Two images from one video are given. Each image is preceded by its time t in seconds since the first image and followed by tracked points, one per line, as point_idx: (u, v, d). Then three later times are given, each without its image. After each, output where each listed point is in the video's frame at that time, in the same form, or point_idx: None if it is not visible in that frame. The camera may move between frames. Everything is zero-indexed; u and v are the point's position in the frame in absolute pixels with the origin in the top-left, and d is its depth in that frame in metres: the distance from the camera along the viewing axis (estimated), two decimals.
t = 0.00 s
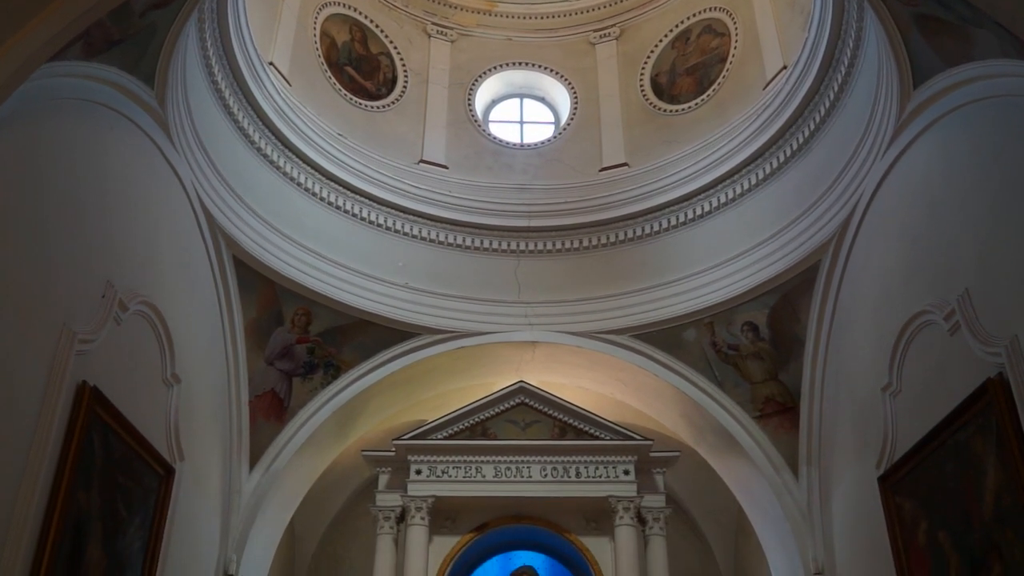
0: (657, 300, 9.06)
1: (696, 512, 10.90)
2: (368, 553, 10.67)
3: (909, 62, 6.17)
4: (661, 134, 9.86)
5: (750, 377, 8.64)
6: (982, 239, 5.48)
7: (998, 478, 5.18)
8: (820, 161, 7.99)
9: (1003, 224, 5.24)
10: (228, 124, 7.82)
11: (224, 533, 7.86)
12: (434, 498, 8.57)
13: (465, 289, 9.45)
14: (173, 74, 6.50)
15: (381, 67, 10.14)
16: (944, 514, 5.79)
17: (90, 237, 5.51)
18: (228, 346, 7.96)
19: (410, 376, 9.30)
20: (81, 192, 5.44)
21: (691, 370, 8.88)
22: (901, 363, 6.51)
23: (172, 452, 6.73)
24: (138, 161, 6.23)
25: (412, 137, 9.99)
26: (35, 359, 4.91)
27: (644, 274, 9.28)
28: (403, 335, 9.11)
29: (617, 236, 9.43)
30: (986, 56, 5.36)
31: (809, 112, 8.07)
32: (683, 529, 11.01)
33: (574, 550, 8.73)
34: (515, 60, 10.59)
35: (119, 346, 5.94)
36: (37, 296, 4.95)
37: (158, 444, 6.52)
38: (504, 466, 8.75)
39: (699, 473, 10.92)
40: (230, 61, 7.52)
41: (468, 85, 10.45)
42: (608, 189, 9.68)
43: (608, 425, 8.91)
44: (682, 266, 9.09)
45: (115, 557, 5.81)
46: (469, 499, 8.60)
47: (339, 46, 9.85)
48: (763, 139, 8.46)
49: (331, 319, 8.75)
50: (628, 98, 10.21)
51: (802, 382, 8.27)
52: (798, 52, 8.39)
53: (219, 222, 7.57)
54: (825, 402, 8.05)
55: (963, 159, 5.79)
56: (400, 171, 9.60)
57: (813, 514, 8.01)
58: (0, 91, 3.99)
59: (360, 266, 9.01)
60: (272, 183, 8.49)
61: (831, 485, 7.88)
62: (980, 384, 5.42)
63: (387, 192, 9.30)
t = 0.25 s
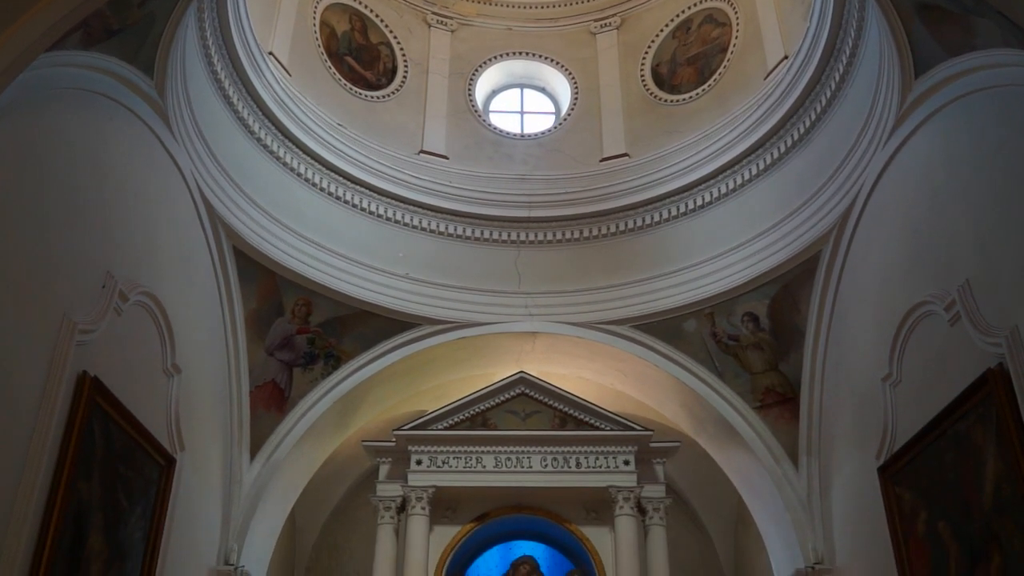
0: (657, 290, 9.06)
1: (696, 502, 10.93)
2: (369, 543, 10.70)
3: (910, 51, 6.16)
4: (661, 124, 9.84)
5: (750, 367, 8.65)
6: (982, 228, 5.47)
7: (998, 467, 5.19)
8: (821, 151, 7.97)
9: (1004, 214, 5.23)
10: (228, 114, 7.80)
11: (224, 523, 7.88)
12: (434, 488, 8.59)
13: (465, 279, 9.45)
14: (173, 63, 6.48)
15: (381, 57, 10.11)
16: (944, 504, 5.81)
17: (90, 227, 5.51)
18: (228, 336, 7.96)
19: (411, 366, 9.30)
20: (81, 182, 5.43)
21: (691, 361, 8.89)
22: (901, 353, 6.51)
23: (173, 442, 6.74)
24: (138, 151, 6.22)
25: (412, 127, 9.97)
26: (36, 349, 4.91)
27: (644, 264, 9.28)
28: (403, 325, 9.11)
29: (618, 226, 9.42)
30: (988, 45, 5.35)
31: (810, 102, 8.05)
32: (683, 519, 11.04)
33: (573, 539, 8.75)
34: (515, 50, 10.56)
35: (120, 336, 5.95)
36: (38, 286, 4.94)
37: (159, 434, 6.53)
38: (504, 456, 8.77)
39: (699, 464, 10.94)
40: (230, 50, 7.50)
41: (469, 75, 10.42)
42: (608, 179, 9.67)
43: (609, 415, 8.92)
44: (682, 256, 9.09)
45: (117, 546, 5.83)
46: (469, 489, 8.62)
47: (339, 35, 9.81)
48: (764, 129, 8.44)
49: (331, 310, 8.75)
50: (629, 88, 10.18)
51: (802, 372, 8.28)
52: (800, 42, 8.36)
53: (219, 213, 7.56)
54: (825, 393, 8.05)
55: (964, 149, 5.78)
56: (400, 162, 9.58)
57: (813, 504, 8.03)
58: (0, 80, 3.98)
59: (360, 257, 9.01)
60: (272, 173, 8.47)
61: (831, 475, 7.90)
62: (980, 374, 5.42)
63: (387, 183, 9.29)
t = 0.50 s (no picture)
0: (657, 280, 9.06)
1: (696, 491, 10.96)
2: (370, 531, 10.74)
3: (912, 40, 6.14)
4: (662, 113, 9.81)
5: (750, 357, 8.66)
6: (983, 218, 5.47)
7: (997, 456, 5.20)
8: (822, 140, 7.95)
9: (1004, 203, 5.22)
10: (228, 103, 7.79)
11: (226, 512, 7.90)
12: (435, 477, 8.61)
13: (465, 269, 9.45)
14: (172, 52, 6.46)
15: (381, 46, 10.08)
16: (943, 493, 5.82)
17: (90, 216, 5.51)
18: (229, 326, 7.97)
19: (411, 356, 9.31)
20: (81, 171, 5.43)
21: (691, 350, 8.90)
22: (901, 342, 6.51)
23: (173, 431, 6.75)
24: (138, 140, 6.21)
25: (412, 117, 9.95)
26: (36, 338, 4.91)
27: (644, 254, 9.27)
28: (403, 315, 9.12)
29: (618, 216, 9.41)
30: (990, 34, 5.33)
31: (811, 91, 8.02)
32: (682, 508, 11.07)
33: (573, 527, 8.77)
34: (515, 39, 10.52)
35: (120, 325, 5.95)
36: (38, 275, 4.95)
37: (160, 423, 6.54)
38: (504, 446, 8.79)
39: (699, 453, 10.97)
40: (229, 39, 7.47)
41: (469, 64, 10.38)
42: (609, 168, 9.65)
43: (609, 405, 8.93)
44: (682, 246, 9.08)
45: (119, 534, 5.85)
46: (469, 478, 8.65)
47: (339, 24, 9.75)
48: (765, 118, 8.42)
49: (331, 299, 8.75)
50: (630, 77, 10.16)
51: (802, 362, 8.28)
52: (801, 31, 8.32)
53: (219, 202, 7.56)
54: (825, 382, 8.06)
55: (965, 138, 5.76)
56: (400, 151, 9.56)
57: (812, 493, 8.05)
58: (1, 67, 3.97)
59: (360, 246, 9.00)
60: (272, 162, 8.46)
61: (830, 464, 7.92)
62: (980, 363, 5.42)
63: (387, 172, 9.27)
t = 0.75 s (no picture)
0: (657, 268, 9.06)
1: (696, 480, 10.99)
2: (371, 520, 10.78)
3: (913, 28, 6.12)
4: (663, 101, 9.78)
5: (750, 346, 8.66)
6: (984, 206, 5.45)
7: (997, 445, 5.20)
8: (823, 129, 7.93)
9: (1005, 191, 5.21)
10: (227, 92, 7.77)
11: (227, 500, 7.93)
12: (435, 466, 8.63)
13: (465, 258, 9.45)
14: (171, 39, 6.44)
15: (381, 34, 10.03)
16: (942, 481, 5.83)
17: (90, 205, 5.51)
18: (229, 315, 7.97)
19: (411, 344, 9.32)
20: (81, 159, 5.42)
21: (692, 339, 8.90)
22: (901, 331, 6.51)
23: (174, 420, 6.77)
24: (138, 128, 6.20)
25: (412, 105, 9.93)
26: (36, 326, 4.91)
27: (645, 243, 9.27)
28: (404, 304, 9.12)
29: (618, 205, 9.40)
30: (992, 21, 5.31)
31: (813, 79, 7.99)
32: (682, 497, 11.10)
33: (574, 516, 8.81)
34: (516, 27, 10.47)
35: (121, 314, 5.95)
36: (38, 263, 4.95)
37: (161, 411, 6.56)
38: (505, 434, 8.80)
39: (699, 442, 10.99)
40: (228, 27, 7.44)
41: (468, 52, 10.34)
42: (609, 157, 9.63)
43: (609, 393, 8.94)
44: (683, 235, 9.07)
45: (120, 523, 5.87)
46: (470, 466, 8.67)
47: (339, 12, 9.62)
48: (766, 106, 8.39)
49: (331, 288, 8.76)
50: (631, 65, 10.13)
51: (802, 351, 8.28)
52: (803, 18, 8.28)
53: (219, 190, 7.55)
54: (825, 371, 8.07)
55: (966, 127, 5.75)
56: (400, 139, 9.54)
57: (812, 482, 8.07)
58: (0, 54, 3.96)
59: (360, 235, 9.00)
60: (272, 151, 8.45)
61: (830, 452, 7.93)
62: (980, 352, 5.42)
63: (387, 161, 9.26)
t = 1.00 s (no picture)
0: (658, 258, 9.06)
1: (696, 468, 11.01)
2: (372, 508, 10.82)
3: (916, 16, 6.09)
4: (665, 90, 9.75)
5: (750, 335, 8.66)
6: (985, 195, 5.44)
7: (996, 434, 5.21)
8: (825, 118, 7.90)
9: (1007, 181, 5.20)
10: (227, 80, 7.74)
11: (228, 488, 7.95)
12: (436, 454, 8.65)
13: (465, 247, 9.45)
14: (170, 27, 6.41)
15: (381, 22, 9.97)
16: (941, 470, 5.84)
17: (90, 194, 5.50)
18: (229, 304, 7.97)
19: (412, 333, 9.33)
20: (81, 148, 5.41)
21: (692, 328, 8.90)
22: (902, 320, 6.51)
23: (175, 409, 6.78)
24: (137, 117, 6.19)
25: (412, 94, 9.90)
26: (37, 316, 4.92)
27: (645, 232, 9.26)
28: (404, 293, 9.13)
29: (619, 194, 9.39)
30: (995, 9, 5.28)
31: (814, 68, 7.95)
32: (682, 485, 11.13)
33: (574, 505, 8.84)
34: (516, 15, 10.37)
35: (121, 303, 5.95)
36: (39, 252, 4.94)
37: (161, 400, 6.57)
38: (505, 423, 8.81)
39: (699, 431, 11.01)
40: (228, 15, 7.41)
41: (469, 40, 10.29)
42: (609, 146, 9.61)
43: (609, 382, 8.94)
44: (683, 224, 9.06)
45: (122, 511, 5.89)
46: (470, 455, 8.69)
47: None
48: (767, 95, 8.36)
49: (332, 277, 8.76)
50: (633, 54, 10.09)
51: (803, 340, 8.28)
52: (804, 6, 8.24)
53: (219, 180, 7.54)
54: (825, 360, 8.07)
55: (968, 116, 5.73)
56: (400, 128, 9.52)
57: (812, 470, 8.09)
58: None
59: (360, 224, 9.00)
60: (272, 140, 8.43)
61: (830, 441, 7.95)
62: (980, 342, 5.42)
63: (387, 149, 9.24)
